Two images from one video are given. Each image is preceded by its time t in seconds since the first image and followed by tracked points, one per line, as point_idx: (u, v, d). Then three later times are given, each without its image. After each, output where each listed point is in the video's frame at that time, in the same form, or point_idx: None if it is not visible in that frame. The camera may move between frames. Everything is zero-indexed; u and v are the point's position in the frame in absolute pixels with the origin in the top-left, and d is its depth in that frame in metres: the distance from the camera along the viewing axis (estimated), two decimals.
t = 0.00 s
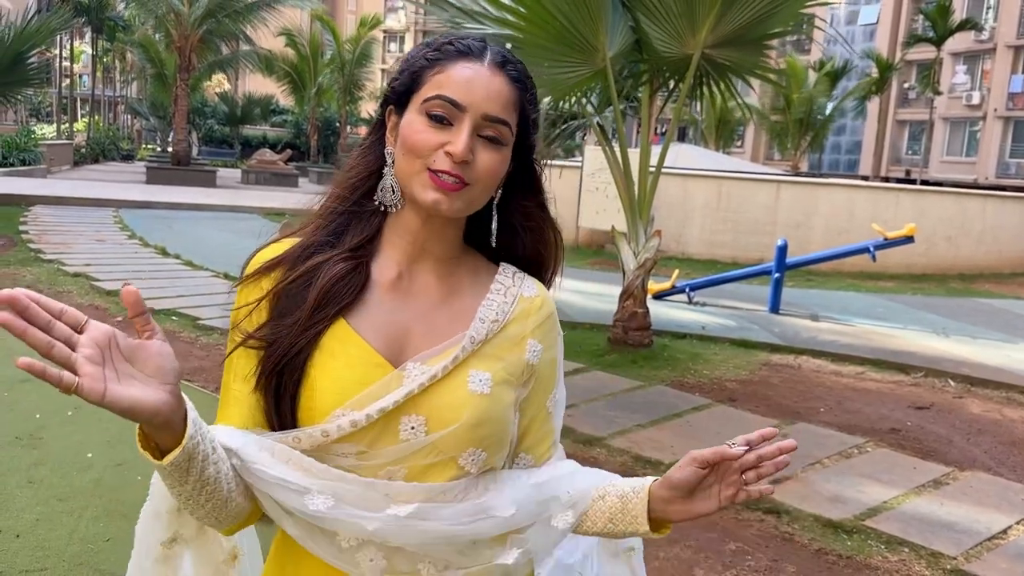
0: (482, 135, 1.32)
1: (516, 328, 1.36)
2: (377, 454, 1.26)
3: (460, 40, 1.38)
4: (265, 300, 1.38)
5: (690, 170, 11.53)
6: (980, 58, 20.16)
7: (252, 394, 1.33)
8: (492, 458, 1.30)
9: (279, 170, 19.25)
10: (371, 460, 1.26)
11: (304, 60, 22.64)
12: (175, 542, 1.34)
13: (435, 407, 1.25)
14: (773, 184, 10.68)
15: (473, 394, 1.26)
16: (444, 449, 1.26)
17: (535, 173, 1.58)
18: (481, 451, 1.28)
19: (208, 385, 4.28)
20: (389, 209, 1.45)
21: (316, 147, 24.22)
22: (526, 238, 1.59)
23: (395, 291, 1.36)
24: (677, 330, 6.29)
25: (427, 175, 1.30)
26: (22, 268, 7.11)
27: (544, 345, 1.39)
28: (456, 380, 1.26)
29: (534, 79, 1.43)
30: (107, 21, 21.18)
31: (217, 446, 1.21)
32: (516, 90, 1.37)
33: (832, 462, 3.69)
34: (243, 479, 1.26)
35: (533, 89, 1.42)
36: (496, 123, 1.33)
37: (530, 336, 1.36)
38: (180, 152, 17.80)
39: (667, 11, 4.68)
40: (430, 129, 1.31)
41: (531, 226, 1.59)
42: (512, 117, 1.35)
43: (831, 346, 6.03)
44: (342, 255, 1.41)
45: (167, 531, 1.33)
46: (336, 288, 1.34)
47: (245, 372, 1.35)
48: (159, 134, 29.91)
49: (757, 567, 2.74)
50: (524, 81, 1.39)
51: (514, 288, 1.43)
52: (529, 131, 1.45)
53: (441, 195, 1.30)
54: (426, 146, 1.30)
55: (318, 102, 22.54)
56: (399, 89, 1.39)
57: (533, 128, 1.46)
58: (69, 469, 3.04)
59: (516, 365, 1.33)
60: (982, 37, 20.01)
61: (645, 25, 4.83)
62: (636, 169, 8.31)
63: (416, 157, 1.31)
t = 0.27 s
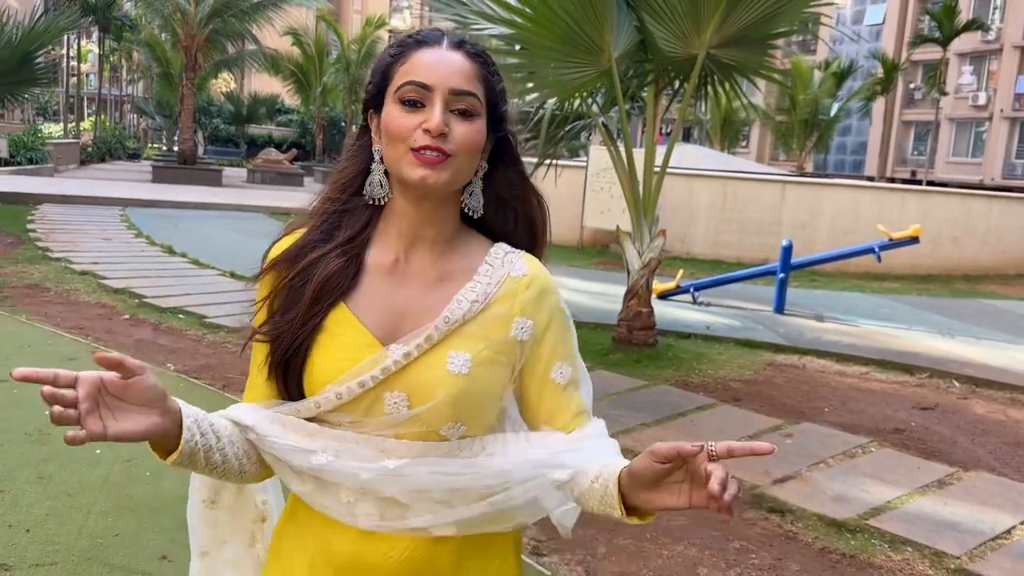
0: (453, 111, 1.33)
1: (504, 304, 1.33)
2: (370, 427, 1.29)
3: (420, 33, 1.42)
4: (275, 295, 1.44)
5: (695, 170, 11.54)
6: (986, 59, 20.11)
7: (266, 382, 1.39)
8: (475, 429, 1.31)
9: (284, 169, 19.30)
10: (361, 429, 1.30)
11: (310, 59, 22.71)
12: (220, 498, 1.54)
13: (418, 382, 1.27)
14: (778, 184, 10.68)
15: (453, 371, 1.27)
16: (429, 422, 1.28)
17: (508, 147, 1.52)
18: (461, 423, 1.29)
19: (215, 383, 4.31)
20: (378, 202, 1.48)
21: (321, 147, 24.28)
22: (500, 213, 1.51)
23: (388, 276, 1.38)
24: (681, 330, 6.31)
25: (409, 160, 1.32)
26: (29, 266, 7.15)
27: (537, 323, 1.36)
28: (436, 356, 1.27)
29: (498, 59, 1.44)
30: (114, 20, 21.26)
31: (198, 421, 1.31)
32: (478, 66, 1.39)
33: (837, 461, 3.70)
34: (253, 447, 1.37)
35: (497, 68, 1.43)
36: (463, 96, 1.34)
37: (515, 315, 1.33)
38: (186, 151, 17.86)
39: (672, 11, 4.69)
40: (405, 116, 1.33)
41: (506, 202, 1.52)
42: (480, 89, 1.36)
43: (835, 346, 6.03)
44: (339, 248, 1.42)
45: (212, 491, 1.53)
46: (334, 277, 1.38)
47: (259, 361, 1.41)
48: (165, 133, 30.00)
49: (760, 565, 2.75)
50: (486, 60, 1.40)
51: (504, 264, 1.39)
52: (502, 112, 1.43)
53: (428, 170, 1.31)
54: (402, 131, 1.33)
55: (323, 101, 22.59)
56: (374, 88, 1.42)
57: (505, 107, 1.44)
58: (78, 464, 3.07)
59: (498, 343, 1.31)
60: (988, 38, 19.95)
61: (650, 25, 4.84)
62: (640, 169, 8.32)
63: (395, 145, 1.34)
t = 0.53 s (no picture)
0: (439, 116, 1.31)
1: (489, 276, 1.30)
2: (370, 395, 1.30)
3: (401, 43, 1.39)
4: (296, 290, 1.49)
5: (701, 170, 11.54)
6: (993, 60, 20.06)
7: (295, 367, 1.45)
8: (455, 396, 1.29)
9: (290, 168, 19.34)
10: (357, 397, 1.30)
11: (316, 59, 22.77)
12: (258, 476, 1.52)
13: (411, 353, 1.27)
14: (784, 184, 10.68)
15: (436, 349, 1.27)
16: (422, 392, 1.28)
17: (499, 136, 1.49)
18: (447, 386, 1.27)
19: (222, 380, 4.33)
20: (380, 203, 1.50)
21: (327, 146, 24.35)
22: (492, 203, 1.50)
23: (392, 267, 1.39)
24: (686, 330, 6.31)
25: (403, 168, 1.32)
26: (38, 264, 7.19)
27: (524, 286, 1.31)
28: (422, 335, 1.27)
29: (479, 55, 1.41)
30: (121, 19, 21.34)
31: (222, 391, 1.33)
32: (459, 70, 1.35)
33: (842, 461, 3.71)
34: (280, 415, 1.36)
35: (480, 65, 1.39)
36: (447, 101, 1.31)
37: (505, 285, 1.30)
38: (192, 150, 17.91)
39: (678, 12, 4.70)
40: (395, 126, 1.32)
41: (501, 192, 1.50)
42: (463, 92, 1.33)
43: (841, 346, 6.03)
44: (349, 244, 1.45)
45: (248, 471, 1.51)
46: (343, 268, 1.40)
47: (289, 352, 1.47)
48: (171, 132, 30.10)
49: (766, 564, 2.76)
50: (467, 59, 1.37)
51: (494, 244, 1.34)
52: (489, 108, 1.39)
53: (420, 177, 1.31)
54: (393, 141, 1.32)
55: (329, 101, 22.65)
56: (367, 100, 1.42)
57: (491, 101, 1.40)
58: (87, 462, 3.09)
59: (481, 310, 1.29)
60: (995, 38, 19.89)
61: (656, 27, 4.86)
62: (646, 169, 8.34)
63: (389, 154, 1.33)
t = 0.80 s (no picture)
0: (419, 131, 1.22)
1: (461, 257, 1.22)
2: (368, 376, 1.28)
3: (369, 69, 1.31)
4: (328, 296, 1.53)
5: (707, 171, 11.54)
6: (1001, 61, 20.01)
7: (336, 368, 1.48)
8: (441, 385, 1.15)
9: (296, 168, 19.39)
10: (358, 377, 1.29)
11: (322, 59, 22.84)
12: (314, 471, 1.44)
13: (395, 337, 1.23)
14: (790, 186, 10.67)
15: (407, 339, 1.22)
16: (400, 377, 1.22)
17: (492, 128, 1.36)
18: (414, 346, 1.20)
19: (228, 380, 4.34)
20: (390, 223, 1.47)
21: (333, 146, 24.41)
22: (499, 196, 1.36)
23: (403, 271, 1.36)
24: (693, 331, 6.30)
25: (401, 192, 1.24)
26: (45, 263, 7.21)
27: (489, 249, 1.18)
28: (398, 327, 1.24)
29: (448, 56, 1.30)
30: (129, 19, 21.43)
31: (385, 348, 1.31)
32: (428, 80, 1.24)
33: (848, 464, 3.70)
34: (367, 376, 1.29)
35: (451, 66, 1.28)
36: (424, 114, 1.22)
37: (487, 260, 1.13)
38: (199, 150, 17.97)
39: (685, 13, 4.69)
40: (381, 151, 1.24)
41: (507, 187, 1.37)
42: (437, 101, 1.23)
43: (848, 348, 6.01)
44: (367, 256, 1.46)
45: (303, 462, 1.44)
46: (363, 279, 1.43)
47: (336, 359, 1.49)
48: (178, 132, 30.22)
49: (772, 566, 2.75)
50: (435, 66, 1.26)
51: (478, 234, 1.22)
52: (472, 105, 1.27)
53: (422, 202, 1.23)
54: (385, 168, 1.24)
55: (335, 101, 22.70)
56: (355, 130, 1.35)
57: (472, 96, 1.28)
58: (94, 461, 3.09)
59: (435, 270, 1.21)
60: (1002, 40, 19.83)
61: (663, 27, 4.85)
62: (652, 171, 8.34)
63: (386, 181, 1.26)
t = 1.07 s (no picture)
0: (420, 134, 1.20)
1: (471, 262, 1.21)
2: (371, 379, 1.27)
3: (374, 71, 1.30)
4: (345, 299, 1.54)
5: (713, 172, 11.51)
6: (1007, 63, 19.93)
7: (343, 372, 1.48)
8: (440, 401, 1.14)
9: (301, 169, 19.40)
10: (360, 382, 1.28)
11: (327, 60, 22.86)
12: (317, 463, 1.43)
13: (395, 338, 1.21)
14: (796, 187, 10.64)
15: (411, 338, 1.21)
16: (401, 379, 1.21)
17: (498, 129, 1.33)
18: (412, 352, 1.18)
19: (233, 382, 4.33)
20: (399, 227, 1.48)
21: (338, 147, 24.43)
22: (505, 197, 1.34)
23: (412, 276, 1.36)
24: (698, 333, 6.28)
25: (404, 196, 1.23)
26: (50, 264, 7.22)
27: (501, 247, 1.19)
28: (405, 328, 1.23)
29: (453, 58, 1.28)
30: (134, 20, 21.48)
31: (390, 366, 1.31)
32: (429, 83, 1.23)
33: (856, 467, 3.67)
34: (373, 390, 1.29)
35: (455, 69, 1.26)
36: (425, 115, 1.20)
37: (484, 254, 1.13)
38: (204, 150, 17.99)
39: (692, 14, 4.68)
40: (384, 156, 1.23)
41: (512, 188, 1.35)
42: (438, 103, 1.21)
43: (854, 351, 5.99)
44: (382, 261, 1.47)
45: (303, 454, 1.42)
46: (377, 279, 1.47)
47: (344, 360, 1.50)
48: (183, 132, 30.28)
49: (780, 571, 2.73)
50: (437, 69, 1.24)
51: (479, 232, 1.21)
52: (476, 106, 1.25)
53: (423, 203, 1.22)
54: (388, 173, 1.23)
55: (340, 102, 22.72)
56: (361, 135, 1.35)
57: (475, 96, 1.26)
58: (99, 463, 3.09)
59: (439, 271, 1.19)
60: (1009, 41, 19.75)
61: (671, 29, 4.83)
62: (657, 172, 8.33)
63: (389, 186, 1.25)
